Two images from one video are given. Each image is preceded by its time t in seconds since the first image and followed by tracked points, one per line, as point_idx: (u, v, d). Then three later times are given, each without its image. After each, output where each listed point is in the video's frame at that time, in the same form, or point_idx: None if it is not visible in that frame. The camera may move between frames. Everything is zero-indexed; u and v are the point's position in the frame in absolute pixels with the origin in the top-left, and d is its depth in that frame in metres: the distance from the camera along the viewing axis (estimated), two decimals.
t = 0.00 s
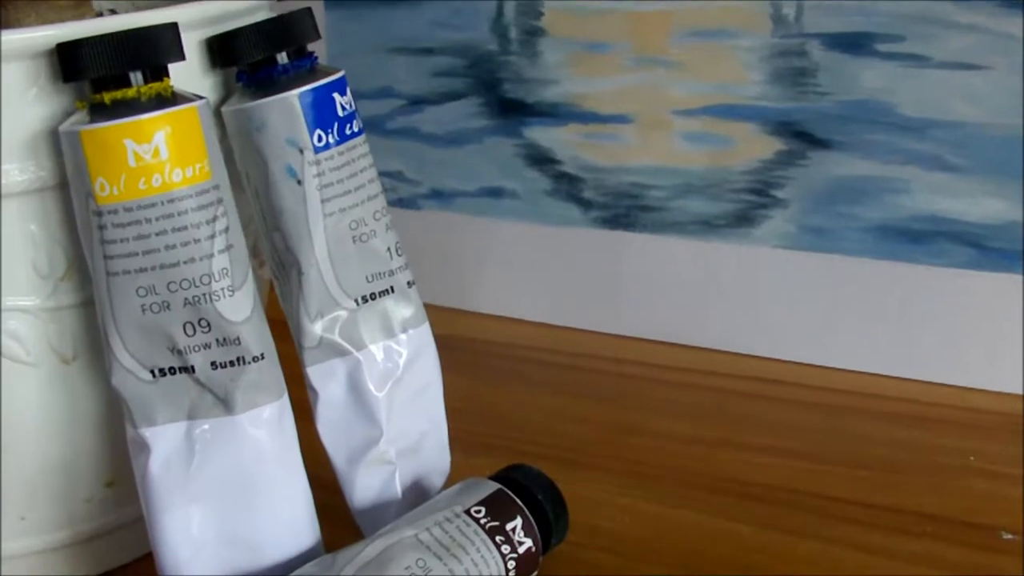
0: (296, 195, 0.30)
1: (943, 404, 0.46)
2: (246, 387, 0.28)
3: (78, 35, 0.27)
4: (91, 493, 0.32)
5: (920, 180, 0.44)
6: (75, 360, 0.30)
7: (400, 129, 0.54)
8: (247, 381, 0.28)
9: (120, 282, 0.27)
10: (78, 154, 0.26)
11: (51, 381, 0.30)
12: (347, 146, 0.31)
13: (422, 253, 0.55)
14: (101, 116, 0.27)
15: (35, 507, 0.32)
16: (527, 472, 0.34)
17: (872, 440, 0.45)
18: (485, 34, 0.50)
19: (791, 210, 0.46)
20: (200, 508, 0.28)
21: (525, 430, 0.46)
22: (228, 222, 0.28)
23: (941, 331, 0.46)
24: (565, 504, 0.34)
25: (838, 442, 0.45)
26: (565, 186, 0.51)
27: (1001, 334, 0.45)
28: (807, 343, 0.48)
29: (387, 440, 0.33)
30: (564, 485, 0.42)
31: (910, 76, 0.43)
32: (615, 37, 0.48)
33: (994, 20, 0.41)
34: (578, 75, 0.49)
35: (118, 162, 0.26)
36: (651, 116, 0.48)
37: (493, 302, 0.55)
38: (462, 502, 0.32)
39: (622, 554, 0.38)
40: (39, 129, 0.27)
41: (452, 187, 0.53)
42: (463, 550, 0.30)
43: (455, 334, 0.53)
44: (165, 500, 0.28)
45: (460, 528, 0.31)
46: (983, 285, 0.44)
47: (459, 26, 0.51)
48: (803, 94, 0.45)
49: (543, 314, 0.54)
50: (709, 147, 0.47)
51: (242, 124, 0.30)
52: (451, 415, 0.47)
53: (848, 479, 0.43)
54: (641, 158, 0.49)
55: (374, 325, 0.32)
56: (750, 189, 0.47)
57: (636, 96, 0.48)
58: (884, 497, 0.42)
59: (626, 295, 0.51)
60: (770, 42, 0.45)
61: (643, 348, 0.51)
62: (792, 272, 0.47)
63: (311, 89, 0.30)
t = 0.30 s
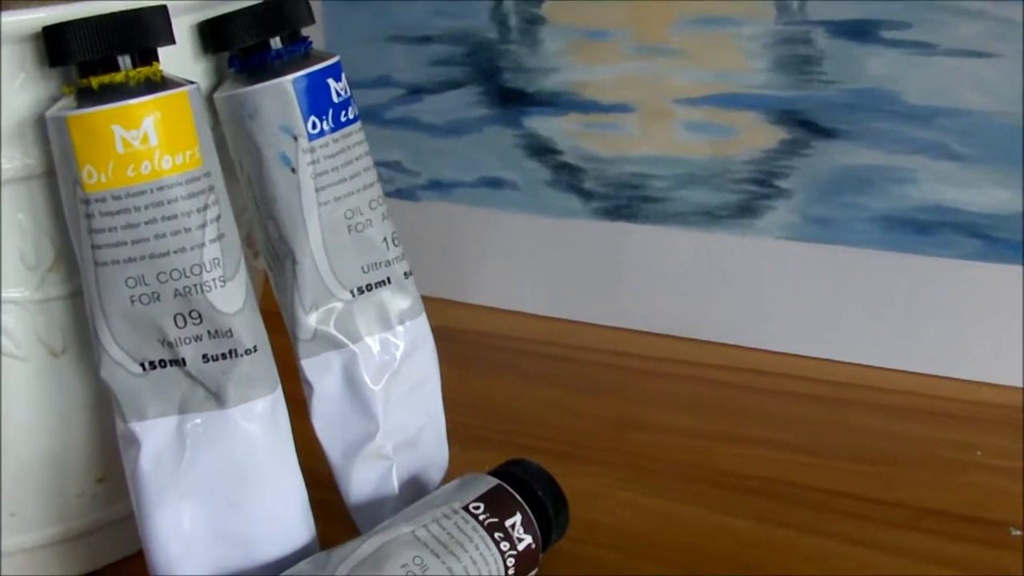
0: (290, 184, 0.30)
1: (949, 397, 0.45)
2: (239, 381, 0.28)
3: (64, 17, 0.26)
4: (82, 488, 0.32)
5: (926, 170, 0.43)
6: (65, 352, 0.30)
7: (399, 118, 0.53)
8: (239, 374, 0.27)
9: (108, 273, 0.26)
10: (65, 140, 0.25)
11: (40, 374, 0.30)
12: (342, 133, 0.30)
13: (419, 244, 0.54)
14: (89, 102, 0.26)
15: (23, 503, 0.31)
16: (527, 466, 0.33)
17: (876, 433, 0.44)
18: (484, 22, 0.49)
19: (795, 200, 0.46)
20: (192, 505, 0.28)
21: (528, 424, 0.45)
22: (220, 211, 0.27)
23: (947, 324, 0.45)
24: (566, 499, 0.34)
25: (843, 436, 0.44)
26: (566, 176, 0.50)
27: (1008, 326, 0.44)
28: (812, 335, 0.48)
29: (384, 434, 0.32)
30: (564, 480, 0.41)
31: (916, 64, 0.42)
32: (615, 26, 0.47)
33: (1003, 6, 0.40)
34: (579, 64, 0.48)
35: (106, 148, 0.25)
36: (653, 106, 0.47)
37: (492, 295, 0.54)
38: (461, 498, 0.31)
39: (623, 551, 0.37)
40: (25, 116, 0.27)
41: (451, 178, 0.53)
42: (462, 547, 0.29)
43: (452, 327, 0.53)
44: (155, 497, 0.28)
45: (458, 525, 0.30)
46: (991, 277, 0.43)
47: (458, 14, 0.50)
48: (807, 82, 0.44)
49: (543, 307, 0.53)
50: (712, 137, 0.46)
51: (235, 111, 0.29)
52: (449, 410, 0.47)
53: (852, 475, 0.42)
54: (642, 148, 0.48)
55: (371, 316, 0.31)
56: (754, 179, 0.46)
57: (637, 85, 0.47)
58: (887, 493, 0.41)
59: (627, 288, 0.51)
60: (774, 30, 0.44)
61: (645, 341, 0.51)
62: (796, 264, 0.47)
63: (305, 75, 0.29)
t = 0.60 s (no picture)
0: (284, 172, 0.29)
1: (955, 392, 0.45)
2: (230, 374, 0.27)
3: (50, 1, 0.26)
4: (71, 485, 0.31)
5: (932, 160, 0.42)
6: (53, 345, 0.29)
7: (400, 108, 0.52)
8: (230, 367, 0.27)
9: (96, 263, 0.26)
10: (51, 126, 0.25)
11: (26, 367, 0.29)
12: (337, 121, 0.30)
13: (417, 237, 0.54)
14: (76, 88, 0.25)
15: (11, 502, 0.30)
16: (526, 461, 0.33)
17: (884, 429, 0.44)
18: (482, 11, 0.48)
19: (799, 191, 0.45)
20: (183, 501, 0.27)
21: (528, 418, 0.45)
22: (211, 200, 0.27)
23: (953, 318, 0.44)
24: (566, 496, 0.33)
25: (846, 430, 0.44)
26: (567, 166, 0.49)
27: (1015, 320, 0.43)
28: (816, 329, 0.47)
29: (380, 428, 0.32)
30: (565, 475, 0.41)
31: (922, 53, 0.41)
32: (616, 14, 0.46)
33: None
34: (579, 53, 0.47)
35: (93, 135, 0.25)
36: (655, 96, 0.46)
37: (491, 287, 0.53)
38: (460, 494, 0.31)
39: (624, 546, 0.37)
40: (13, 103, 0.26)
41: (450, 169, 0.52)
42: (460, 544, 0.29)
43: (451, 321, 0.52)
44: (146, 493, 0.27)
45: (456, 521, 0.29)
46: (999, 270, 0.42)
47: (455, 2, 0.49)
48: (811, 71, 0.43)
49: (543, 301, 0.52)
50: (714, 127, 0.46)
51: (227, 99, 0.29)
52: (448, 404, 0.46)
53: (859, 471, 0.41)
54: (643, 139, 0.47)
55: (367, 309, 0.31)
56: (758, 170, 0.45)
57: (639, 74, 0.46)
58: (896, 489, 0.40)
59: (628, 280, 0.50)
60: (777, 18, 0.43)
61: (648, 336, 0.50)
62: (799, 256, 0.46)
63: (299, 60, 0.28)
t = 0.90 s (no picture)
0: (275, 157, 0.28)
1: (963, 383, 0.44)
2: (220, 365, 0.26)
3: None
4: (59, 479, 0.30)
5: (940, 147, 0.41)
6: (38, 335, 0.28)
7: (397, 96, 0.50)
8: (220, 358, 0.26)
9: (79, 251, 0.25)
10: (33, 107, 0.24)
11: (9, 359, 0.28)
12: (331, 105, 0.29)
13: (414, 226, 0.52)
14: (59, 68, 0.24)
15: None
16: (525, 454, 0.32)
17: (891, 422, 0.43)
18: None
19: (803, 179, 0.44)
20: (171, 496, 0.27)
21: (526, 411, 0.44)
22: (200, 184, 0.26)
23: (961, 309, 0.43)
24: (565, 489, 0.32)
25: (851, 422, 0.43)
26: (567, 155, 0.48)
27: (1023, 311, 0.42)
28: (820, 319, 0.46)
29: (375, 421, 0.31)
30: (566, 469, 0.40)
31: (930, 38, 0.40)
32: None
33: None
34: (580, 40, 0.46)
35: (77, 117, 0.24)
36: (657, 83, 0.45)
37: (490, 278, 0.52)
38: (457, 489, 0.30)
39: (625, 541, 0.36)
40: None
41: (448, 158, 0.51)
42: (458, 540, 0.28)
43: (449, 313, 0.51)
44: (134, 490, 0.26)
45: (453, 517, 0.29)
46: (1007, 260, 0.42)
47: None
48: (817, 57, 0.42)
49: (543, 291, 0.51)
50: (717, 114, 0.44)
51: (218, 82, 0.28)
52: (445, 397, 0.45)
53: (867, 466, 0.41)
54: (645, 127, 0.46)
55: (361, 298, 0.30)
56: (761, 158, 0.44)
57: (641, 61, 0.45)
58: (903, 484, 0.40)
59: (630, 271, 0.49)
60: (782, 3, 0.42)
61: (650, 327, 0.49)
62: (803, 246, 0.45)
63: (292, 42, 0.28)
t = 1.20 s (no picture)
0: (267, 142, 0.27)
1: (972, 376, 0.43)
2: (210, 355, 0.26)
3: None
4: (45, 473, 0.30)
5: (946, 134, 0.40)
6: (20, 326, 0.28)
7: (394, 82, 0.50)
8: (209, 349, 0.26)
9: (64, 238, 0.24)
10: (14, 89, 0.24)
11: None
12: (324, 87, 0.28)
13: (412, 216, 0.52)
14: (42, 47, 0.24)
15: None
16: (525, 449, 0.31)
17: (897, 414, 0.42)
18: None
19: (807, 168, 0.43)
20: (160, 490, 0.26)
21: (524, 403, 0.43)
22: (189, 168, 0.26)
23: (969, 300, 0.42)
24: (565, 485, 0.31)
25: (856, 415, 0.42)
26: (566, 142, 0.47)
27: None
28: (826, 310, 0.45)
29: (372, 414, 0.30)
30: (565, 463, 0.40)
31: (938, 22, 0.38)
32: None
33: None
34: (579, 25, 0.45)
35: (59, 99, 0.23)
36: (660, 70, 0.44)
37: (490, 268, 0.51)
38: (455, 484, 0.29)
39: (627, 537, 0.35)
40: None
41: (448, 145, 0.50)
42: (454, 536, 0.27)
43: (447, 305, 0.50)
44: (122, 484, 0.26)
45: (450, 513, 0.28)
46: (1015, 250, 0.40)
47: None
48: (822, 42, 0.41)
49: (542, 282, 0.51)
50: (721, 101, 0.43)
51: (209, 65, 0.27)
52: (442, 389, 0.45)
53: (872, 460, 0.40)
54: (646, 114, 0.45)
55: (356, 288, 0.29)
56: (765, 145, 0.43)
57: (641, 46, 0.44)
58: (908, 477, 0.39)
59: (631, 261, 0.48)
60: None
61: (652, 318, 0.48)
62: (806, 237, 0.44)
63: (283, 22, 0.27)
